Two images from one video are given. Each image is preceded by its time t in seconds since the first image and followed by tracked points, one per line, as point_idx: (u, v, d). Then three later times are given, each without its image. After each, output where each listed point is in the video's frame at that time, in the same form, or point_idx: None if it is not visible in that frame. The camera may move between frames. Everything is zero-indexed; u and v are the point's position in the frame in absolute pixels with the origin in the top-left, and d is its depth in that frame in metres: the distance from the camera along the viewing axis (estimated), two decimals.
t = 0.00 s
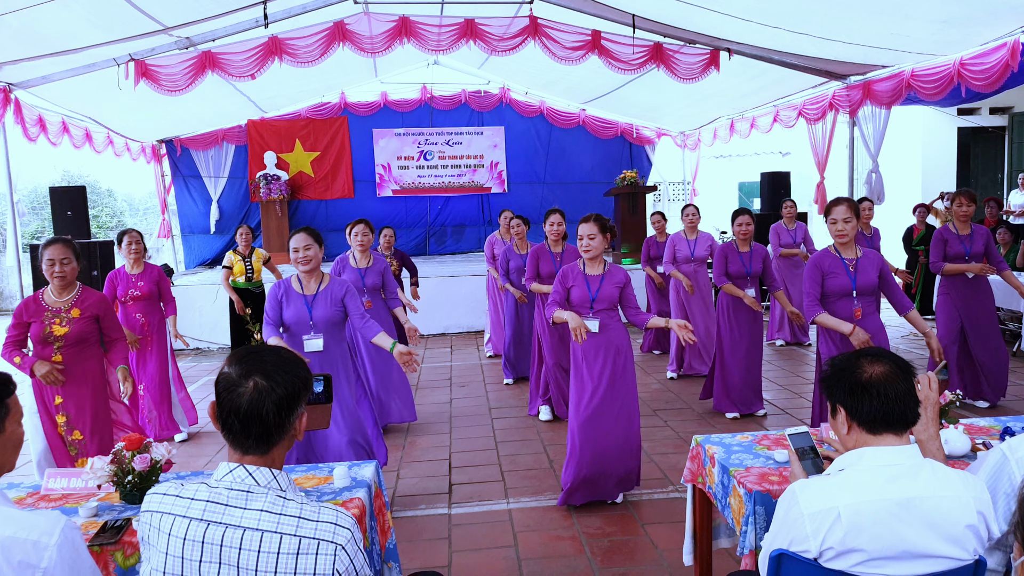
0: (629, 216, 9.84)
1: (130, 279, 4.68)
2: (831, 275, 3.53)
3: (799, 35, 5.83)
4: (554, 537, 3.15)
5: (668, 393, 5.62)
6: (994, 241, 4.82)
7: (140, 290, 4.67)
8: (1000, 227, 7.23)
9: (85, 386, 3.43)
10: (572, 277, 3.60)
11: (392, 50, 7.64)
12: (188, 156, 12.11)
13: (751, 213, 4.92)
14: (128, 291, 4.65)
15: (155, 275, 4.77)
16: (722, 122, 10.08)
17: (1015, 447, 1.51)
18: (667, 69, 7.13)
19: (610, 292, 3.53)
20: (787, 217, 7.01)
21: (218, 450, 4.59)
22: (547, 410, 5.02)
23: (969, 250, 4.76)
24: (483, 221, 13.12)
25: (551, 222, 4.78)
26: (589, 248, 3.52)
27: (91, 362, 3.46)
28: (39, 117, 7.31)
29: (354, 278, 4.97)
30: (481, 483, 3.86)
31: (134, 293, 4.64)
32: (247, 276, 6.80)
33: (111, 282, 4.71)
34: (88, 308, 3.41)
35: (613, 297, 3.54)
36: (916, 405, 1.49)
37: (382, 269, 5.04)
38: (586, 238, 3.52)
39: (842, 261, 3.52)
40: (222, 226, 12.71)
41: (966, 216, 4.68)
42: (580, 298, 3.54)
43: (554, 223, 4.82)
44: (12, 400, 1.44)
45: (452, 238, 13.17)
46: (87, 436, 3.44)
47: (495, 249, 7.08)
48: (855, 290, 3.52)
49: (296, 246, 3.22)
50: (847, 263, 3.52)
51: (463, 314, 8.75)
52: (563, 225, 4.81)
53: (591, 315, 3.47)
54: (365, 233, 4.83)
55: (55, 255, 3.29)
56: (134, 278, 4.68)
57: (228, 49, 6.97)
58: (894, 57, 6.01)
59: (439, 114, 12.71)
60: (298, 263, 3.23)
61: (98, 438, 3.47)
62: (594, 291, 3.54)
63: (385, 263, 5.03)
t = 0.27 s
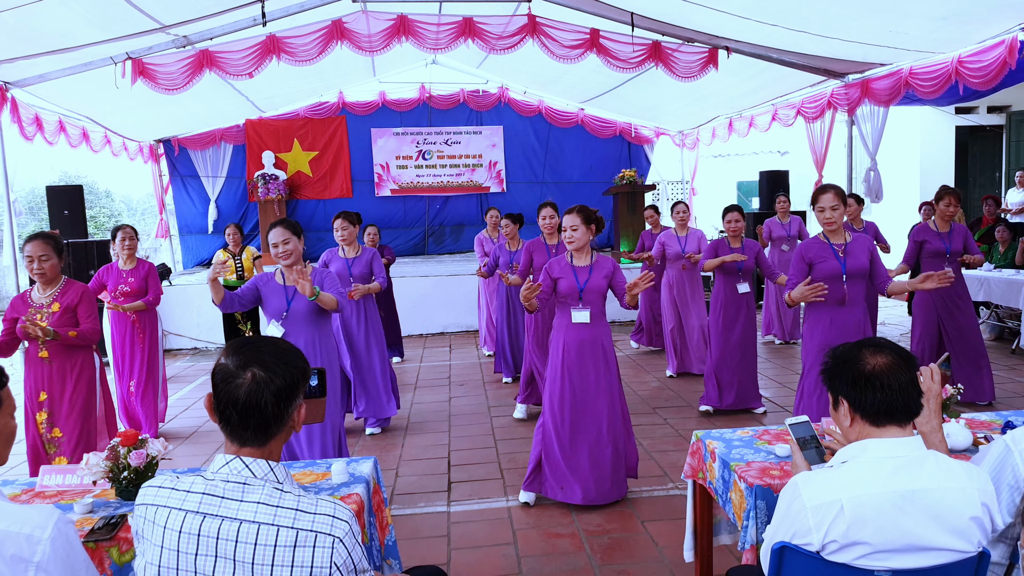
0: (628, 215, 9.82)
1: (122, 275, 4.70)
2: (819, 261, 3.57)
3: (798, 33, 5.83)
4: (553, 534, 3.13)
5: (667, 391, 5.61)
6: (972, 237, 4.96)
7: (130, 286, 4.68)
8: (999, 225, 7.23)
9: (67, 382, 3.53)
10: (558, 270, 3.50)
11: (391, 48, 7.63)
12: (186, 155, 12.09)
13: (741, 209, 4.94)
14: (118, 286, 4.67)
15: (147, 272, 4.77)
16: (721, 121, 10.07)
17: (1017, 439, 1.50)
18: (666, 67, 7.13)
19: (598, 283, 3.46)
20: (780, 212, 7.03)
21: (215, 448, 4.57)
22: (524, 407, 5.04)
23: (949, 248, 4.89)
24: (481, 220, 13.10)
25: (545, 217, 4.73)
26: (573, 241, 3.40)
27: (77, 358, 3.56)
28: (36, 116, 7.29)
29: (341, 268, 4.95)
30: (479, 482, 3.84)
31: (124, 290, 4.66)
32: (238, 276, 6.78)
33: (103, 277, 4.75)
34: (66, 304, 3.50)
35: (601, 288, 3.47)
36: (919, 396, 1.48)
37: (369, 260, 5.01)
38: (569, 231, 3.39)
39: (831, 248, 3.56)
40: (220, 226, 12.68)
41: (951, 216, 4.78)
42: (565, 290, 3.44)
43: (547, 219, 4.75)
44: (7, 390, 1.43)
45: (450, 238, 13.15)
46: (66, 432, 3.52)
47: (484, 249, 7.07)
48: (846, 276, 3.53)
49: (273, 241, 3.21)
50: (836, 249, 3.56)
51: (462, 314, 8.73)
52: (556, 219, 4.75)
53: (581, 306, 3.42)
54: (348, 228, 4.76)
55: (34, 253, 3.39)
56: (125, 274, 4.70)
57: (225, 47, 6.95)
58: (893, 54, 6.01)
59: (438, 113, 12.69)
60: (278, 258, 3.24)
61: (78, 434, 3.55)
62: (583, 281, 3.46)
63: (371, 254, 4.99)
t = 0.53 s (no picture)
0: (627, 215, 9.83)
1: (119, 276, 4.69)
2: (792, 273, 3.62)
3: (798, 34, 5.84)
4: (552, 533, 3.14)
5: (666, 391, 5.61)
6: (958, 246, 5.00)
7: (125, 288, 4.66)
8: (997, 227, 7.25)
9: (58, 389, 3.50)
10: (531, 274, 3.51)
11: (391, 48, 7.63)
12: (185, 155, 12.08)
13: (724, 212, 5.03)
14: (114, 287, 4.66)
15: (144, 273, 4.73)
16: (720, 122, 10.08)
17: (1016, 436, 1.50)
18: (665, 68, 7.14)
19: (568, 289, 3.46)
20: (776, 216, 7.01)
21: (213, 446, 4.56)
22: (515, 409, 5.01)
23: (932, 251, 5.00)
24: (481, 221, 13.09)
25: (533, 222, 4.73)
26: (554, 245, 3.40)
27: (71, 365, 3.54)
28: (36, 114, 7.28)
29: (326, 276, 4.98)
30: (478, 481, 3.84)
31: (119, 291, 4.64)
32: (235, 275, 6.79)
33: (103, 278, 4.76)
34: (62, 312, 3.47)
35: (572, 295, 3.47)
36: (918, 393, 1.48)
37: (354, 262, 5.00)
38: (549, 234, 3.39)
39: (804, 259, 3.62)
40: (219, 225, 12.66)
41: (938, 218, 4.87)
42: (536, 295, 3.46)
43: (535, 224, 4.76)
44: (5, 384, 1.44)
45: (449, 238, 13.13)
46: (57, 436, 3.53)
47: (481, 248, 7.04)
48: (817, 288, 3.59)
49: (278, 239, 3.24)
50: (808, 261, 3.61)
51: (461, 314, 8.72)
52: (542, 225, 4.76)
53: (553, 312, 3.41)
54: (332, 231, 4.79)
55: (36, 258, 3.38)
56: (122, 275, 4.69)
57: (225, 46, 6.95)
58: (893, 56, 6.02)
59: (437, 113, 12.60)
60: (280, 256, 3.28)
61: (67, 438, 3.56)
62: (552, 286, 3.46)
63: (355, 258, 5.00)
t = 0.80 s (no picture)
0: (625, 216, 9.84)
1: (109, 277, 4.68)
2: (774, 266, 3.67)
3: (795, 35, 5.86)
4: (551, 533, 3.15)
5: (665, 392, 5.62)
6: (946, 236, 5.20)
7: (115, 289, 4.66)
8: (994, 227, 7.28)
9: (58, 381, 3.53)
10: (512, 271, 3.50)
11: (389, 49, 7.63)
12: (183, 156, 12.07)
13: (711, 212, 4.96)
14: (104, 288, 4.65)
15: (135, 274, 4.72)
16: (718, 123, 10.09)
17: (1013, 435, 1.51)
18: (663, 69, 7.15)
19: (550, 285, 3.47)
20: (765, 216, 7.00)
21: (213, 448, 4.57)
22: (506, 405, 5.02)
23: (927, 247, 5.11)
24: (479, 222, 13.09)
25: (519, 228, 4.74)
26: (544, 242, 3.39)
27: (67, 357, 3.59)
28: (34, 116, 7.27)
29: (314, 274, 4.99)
30: (478, 482, 3.85)
31: (109, 292, 4.63)
32: (231, 276, 6.77)
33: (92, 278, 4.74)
34: (64, 305, 3.54)
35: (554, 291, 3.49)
36: (916, 392, 1.49)
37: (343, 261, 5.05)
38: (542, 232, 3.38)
39: (785, 252, 3.65)
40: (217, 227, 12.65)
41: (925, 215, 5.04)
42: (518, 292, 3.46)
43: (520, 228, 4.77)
44: (8, 387, 1.46)
45: (447, 239, 13.13)
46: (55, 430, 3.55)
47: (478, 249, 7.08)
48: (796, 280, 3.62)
49: (282, 239, 3.25)
50: (790, 254, 3.65)
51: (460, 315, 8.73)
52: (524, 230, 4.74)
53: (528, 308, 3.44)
54: (324, 228, 4.82)
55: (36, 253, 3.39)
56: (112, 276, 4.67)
57: (223, 48, 6.95)
58: (890, 57, 6.04)
59: (435, 115, 12.62)
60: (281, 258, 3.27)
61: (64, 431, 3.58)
62: (534, 283, 3.47)
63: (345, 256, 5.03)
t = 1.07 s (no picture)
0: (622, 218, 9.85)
1: (83, 283, 4.71)
2: (768, 271, 3.66)
3: (791, 37, 5.88)
4: (549, 533, 3.16)
5: (663, 393, 5.64)
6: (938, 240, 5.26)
7: (89, 294, 4.69)
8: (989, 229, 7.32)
9: (43, 389, 3.29)
10: (505, 277, 3.48)
11: (386, 51, 7.65)
12: (180, 158, 12.06)
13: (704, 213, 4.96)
14: (77, 294, 4.69)
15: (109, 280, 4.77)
16: (715, 125, 10.12)
17: (1007, 434, 1.53)
18: (660, 71, 7.18)
19: (542, 292, 3.48)
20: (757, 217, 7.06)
21: (211, 450, 4.56)
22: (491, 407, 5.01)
23: (917, 251, 5.17)
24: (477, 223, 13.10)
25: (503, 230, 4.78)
26: (532, 250, 3.41)
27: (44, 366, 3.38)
28: (32, 118, 7.27)
29: (308, 275, 4.91)
30: (476, 483, 3.86)
31: (83, 298, 4.67)
32: (218, 280, 6.76)
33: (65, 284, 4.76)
34: (43, 316, 3.36)
35: (545, 297, 3.50)
36: (909, 394, 1.51)
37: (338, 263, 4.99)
38: (528, 241, 3.41)
39: (779, 260, 3.65)
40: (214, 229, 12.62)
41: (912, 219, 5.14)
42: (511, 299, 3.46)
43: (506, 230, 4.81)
44: (12, 389, 1.49)
45: (445, 241, 13.12)
46: (37, 444, 3.31)
47: (472, 252, 7.07)
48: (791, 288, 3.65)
49: (261, 243, 3.26)
50: (784, 261, 3.65)
51: (458, 316, 8.73)
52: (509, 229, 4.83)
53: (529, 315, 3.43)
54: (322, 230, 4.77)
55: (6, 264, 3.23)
56: (87, 281, 4.71)
57: (221, 50, 6.96)
58: (886, 59, 6.07)
59: (433, 116, 12.67)
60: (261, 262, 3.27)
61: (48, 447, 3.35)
62: (527, 291, 3.48)
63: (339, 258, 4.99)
